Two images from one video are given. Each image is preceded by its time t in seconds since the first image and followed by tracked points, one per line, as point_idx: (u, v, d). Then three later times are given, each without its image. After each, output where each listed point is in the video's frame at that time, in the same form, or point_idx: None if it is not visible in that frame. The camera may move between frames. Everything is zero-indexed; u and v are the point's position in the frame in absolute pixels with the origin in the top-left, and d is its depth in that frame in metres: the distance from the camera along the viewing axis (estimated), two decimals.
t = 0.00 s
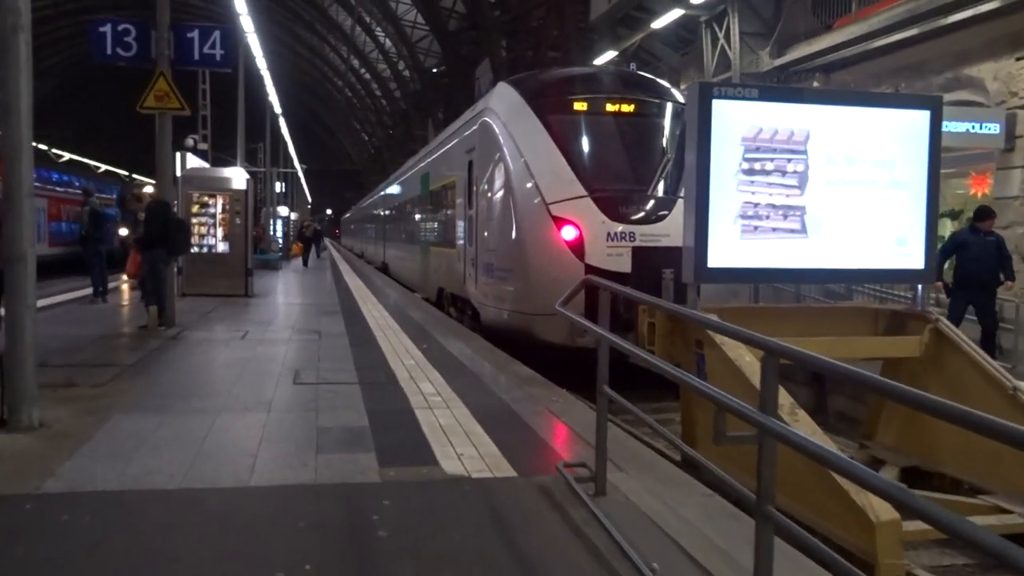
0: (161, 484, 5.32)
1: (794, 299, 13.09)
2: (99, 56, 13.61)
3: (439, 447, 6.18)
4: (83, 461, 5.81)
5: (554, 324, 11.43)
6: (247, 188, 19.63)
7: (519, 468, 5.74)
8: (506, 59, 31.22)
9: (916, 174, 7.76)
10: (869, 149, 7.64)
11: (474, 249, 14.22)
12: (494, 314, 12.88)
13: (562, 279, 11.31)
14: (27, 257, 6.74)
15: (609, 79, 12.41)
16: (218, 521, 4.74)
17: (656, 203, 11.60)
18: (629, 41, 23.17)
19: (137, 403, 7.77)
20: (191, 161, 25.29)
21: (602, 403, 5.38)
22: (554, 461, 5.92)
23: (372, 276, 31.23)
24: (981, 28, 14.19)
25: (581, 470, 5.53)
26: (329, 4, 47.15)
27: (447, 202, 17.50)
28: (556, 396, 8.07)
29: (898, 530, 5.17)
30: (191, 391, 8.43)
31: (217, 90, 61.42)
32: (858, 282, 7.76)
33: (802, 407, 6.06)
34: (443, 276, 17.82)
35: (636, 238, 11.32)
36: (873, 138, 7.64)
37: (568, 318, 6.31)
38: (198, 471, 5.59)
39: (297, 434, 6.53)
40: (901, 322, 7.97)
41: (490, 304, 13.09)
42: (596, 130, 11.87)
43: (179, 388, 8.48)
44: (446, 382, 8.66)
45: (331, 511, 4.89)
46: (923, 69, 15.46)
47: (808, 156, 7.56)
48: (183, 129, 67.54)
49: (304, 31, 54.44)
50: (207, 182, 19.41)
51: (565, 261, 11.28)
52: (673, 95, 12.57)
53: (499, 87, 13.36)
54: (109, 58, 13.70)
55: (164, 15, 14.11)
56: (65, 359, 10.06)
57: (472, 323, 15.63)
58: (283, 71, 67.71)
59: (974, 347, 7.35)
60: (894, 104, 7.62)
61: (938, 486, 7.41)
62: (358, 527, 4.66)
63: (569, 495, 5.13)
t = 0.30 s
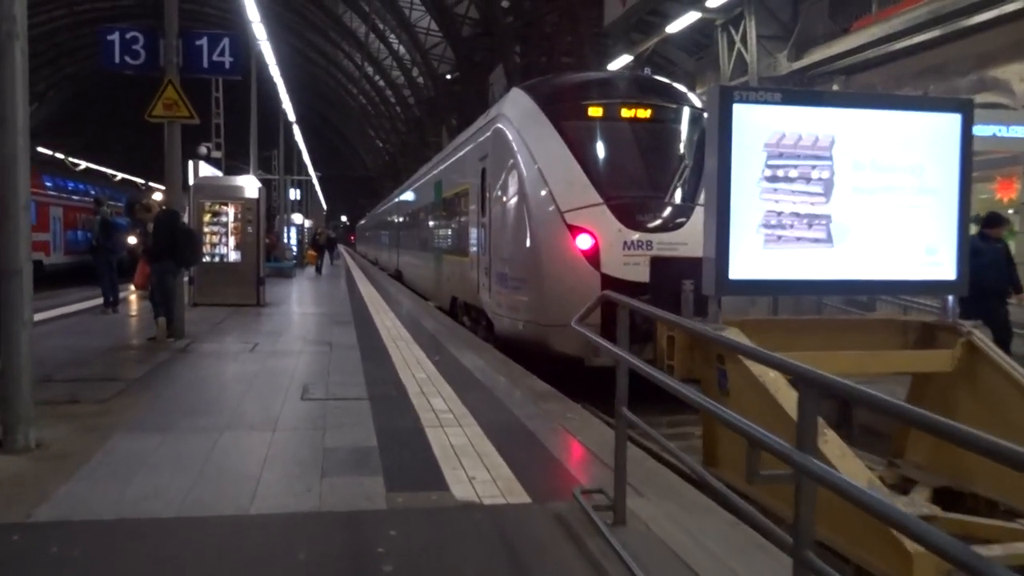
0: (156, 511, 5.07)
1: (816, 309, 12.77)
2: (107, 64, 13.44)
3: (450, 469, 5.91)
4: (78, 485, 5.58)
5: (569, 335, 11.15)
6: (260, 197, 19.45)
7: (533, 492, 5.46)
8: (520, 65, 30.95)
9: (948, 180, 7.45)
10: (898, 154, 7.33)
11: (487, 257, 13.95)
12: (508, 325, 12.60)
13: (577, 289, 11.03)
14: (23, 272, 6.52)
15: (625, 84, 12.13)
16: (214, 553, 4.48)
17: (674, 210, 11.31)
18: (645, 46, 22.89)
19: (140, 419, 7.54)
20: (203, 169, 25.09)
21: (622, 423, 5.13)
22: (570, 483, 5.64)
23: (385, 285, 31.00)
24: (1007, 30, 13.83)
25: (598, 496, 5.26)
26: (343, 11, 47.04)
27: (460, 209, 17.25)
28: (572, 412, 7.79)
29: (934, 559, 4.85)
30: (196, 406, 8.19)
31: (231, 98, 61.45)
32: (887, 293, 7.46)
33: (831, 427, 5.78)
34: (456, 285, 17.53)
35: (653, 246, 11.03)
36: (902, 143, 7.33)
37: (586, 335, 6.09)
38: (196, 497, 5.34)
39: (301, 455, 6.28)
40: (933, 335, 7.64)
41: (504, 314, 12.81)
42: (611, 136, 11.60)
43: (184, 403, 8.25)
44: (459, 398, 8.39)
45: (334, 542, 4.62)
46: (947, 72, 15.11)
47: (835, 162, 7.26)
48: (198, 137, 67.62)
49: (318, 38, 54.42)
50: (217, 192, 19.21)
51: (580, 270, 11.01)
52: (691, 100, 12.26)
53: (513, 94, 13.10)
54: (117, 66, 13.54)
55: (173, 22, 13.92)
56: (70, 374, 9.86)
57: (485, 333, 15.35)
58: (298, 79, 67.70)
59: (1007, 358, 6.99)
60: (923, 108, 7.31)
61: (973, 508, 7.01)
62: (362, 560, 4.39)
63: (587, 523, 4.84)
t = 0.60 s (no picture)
0: (161, 539, 4.85)
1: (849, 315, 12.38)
2: (126, 74, 13.17)
3: (472, 491, 5.65)
4: (84, 510, 5.37)
5: (596, 346, 10.85)
6: (283, 206, 19.31)
7: (559, 516, 5.19)
8: (545, 69, 30.59)
9: (993, 181, 7.10)
10: (940, 155, 7.00)
11: (512, 264, 13.67)
12: (533, 334, 12.33)
13: (603, 297, 10.71)
14: (29, 288, 6.34)
15: (651, 86, 11.83)
16: None
17: (702, 215, 11.03)
18: (670, 47, 22.54)
19: (155, 434, 7.34)
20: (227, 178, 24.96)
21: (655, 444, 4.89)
22: (598, 506, 5.36)
23: (411, 292, 30.76)
24: None
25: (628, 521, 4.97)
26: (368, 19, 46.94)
27: (484, 216, 16.99)
28: (599, 427, 7.50)
29: None
30: (213, 419, 7.97)
31: (258, 108, 61.62)
32: (930, 300, 7.13)
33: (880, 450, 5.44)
34: (482, 293, 17.23)
35: (682, 253, 10.74)
36: (945, 143, 6.99)
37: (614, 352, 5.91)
38: (204, 524, 5.11)
39: (316, 475, 6.04)
40: (978, 345, 7.29)
41: (528, 323, 12.54)
42: (638, 140, 11.30)
43: (200, 416, 8.03)
44: (482, 412, 8.11)
45: (346, 572, 4.37)
46: (983, 69, 14.68)
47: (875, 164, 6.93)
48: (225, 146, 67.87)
49: (343, 47, 54.45)
50: (241, 200, 19.05)
51: (606, 278, 10.70)
52: (720, 101, 11.95)
53: (536, 97, 12.83)
54: (136, 77, 13.27)
55: (193, 32, 13.80)
56: (87, 388, 9.69)
57: (510, 342, 15.08)
58: (324, 87, 67.74)
59: None
60: (966, 106, 6.97)
61: None
62: None
63: (614, 551, 4.56)
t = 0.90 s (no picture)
0: (193, 563, 4.66)
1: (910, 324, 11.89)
2: (173, 84, 13.00)
3: (514, 513, 5.39)
4: (116, 531, 5.21)
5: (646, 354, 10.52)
6: (332, 213, 19.26)
7: (606, 542, 4.91)
8: (594, 73, 30.24)
9: None
10: (1011, 154, 6.63)
11: (560, 271, 13.40)
12: (581, 342, 12.04)
13: (653, 305, 10.39)
14: (68, 302, 6.21)
15: (702, 87, 11.49)
16: None
17: (755, 219, 10.68)
18: (722, 48, 22.07)
19: (196, 445, 7.19)
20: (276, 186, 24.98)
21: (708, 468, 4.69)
22: (649, 531, 5.09)
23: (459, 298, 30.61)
24: None
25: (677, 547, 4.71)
26: (417, 26, 46.96)
27: (532, 222, 16.72)
28: (650, 441, 7.21)
29: None
30: (255, 430, 7.81)
31: (308, 116, 62.03)
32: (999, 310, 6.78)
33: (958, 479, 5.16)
34: (530, 300, 16.98)
35: (735, 259, 10.36)
36: (1017, 142, 6.62)
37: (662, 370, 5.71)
38: (237, 545, 4.92)
39: (355, 493, 5.83)
40: None
41: (577, 331, 12.26)
42: (688, 142, 10.99)
43: (241, 428, 7.88)
44: (529, 426, 7.85)
45: None
46: None
47: (941, 166, 6.60)
48: (277, 154, 68.49)
49: (393, 54, 54.56)
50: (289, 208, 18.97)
51: (655, 285, 10.38)
52: (773, 101, 11.57)
53: (584, 101, 12.55)
54: (183, 87, 13.09)
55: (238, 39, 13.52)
56: (132, 397, 9.60)
57: (558, 350, 14.80)
58: (374, 94, 68.02)
59: None
60: None
61: None
62: None
63: None
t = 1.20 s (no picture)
0: None
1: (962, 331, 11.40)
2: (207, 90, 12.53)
3: (547, 536, 5.08)
4: (131, 548, 4.99)
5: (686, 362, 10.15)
6: (368, 217, 19.08)
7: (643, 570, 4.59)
8: (635, 75, 29.75)
9: None
10: None
11: (598, 275, 13.07)
12: (619, 348, 11.71)
13: (692, 312, 10.05)
14: (89, 310, 5.98)
15: (745, 86, 11.12)
16: None
17: (800, 222, 10.30)
18: (766, 46, 21.56)
19: (223, 454, 6.96)
20: (313, 189, 24.89)
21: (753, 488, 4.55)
22: (691, 558, 4.77)
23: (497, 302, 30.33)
24: None
25: None
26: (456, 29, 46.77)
27: (570, 225, 16.38)
28: (691, 455, 6.87)
29: None
30: (282, 440, 7.57)
31: (348, 120, 62.14)
32: None
33: None
34: (568, 305, 16.63)
35: (779, 262, 10.02)
36: None
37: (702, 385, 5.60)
38: (255, 567, 4.68)
39: (382, 510, 5.56)
40: None
41: (615, 338, 11.92)
42: (731, 143, 10.64)
43: (268, 438, 7.65)
44: (564, 438, 7.54)
45: None
46: None
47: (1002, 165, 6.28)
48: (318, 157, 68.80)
49: (432, 57, 54.45)
50: (325, 212, 18.83)
51: (696, 290, 10.04)
52: (820, 99, 11.17)
53: (622, 101, 12.23)
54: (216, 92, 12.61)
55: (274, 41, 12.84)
56: (162, 405, 9.42)
57: (596, 356, 14.46)
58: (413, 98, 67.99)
59: None
60: None
61: None
62: None
63: None
